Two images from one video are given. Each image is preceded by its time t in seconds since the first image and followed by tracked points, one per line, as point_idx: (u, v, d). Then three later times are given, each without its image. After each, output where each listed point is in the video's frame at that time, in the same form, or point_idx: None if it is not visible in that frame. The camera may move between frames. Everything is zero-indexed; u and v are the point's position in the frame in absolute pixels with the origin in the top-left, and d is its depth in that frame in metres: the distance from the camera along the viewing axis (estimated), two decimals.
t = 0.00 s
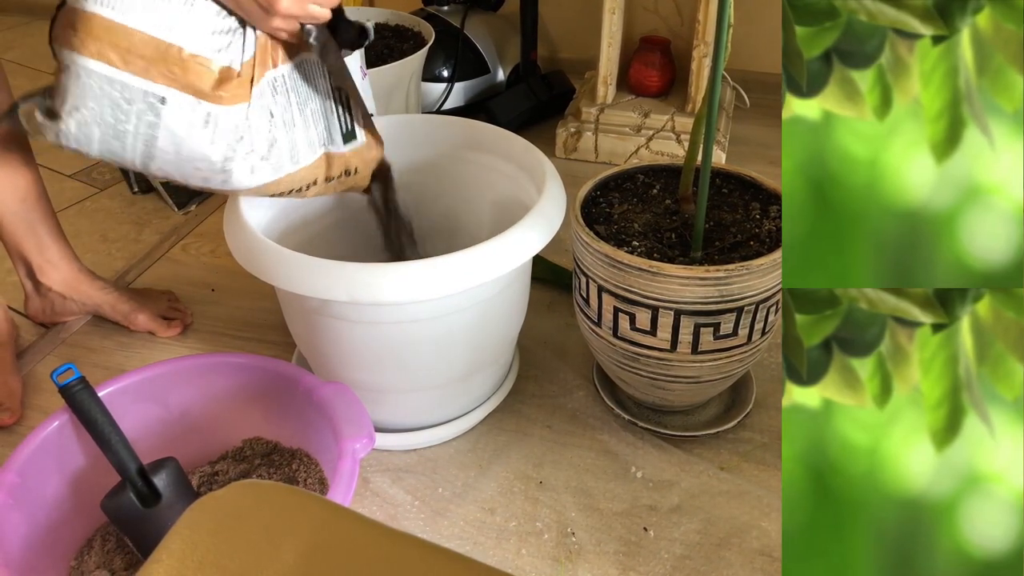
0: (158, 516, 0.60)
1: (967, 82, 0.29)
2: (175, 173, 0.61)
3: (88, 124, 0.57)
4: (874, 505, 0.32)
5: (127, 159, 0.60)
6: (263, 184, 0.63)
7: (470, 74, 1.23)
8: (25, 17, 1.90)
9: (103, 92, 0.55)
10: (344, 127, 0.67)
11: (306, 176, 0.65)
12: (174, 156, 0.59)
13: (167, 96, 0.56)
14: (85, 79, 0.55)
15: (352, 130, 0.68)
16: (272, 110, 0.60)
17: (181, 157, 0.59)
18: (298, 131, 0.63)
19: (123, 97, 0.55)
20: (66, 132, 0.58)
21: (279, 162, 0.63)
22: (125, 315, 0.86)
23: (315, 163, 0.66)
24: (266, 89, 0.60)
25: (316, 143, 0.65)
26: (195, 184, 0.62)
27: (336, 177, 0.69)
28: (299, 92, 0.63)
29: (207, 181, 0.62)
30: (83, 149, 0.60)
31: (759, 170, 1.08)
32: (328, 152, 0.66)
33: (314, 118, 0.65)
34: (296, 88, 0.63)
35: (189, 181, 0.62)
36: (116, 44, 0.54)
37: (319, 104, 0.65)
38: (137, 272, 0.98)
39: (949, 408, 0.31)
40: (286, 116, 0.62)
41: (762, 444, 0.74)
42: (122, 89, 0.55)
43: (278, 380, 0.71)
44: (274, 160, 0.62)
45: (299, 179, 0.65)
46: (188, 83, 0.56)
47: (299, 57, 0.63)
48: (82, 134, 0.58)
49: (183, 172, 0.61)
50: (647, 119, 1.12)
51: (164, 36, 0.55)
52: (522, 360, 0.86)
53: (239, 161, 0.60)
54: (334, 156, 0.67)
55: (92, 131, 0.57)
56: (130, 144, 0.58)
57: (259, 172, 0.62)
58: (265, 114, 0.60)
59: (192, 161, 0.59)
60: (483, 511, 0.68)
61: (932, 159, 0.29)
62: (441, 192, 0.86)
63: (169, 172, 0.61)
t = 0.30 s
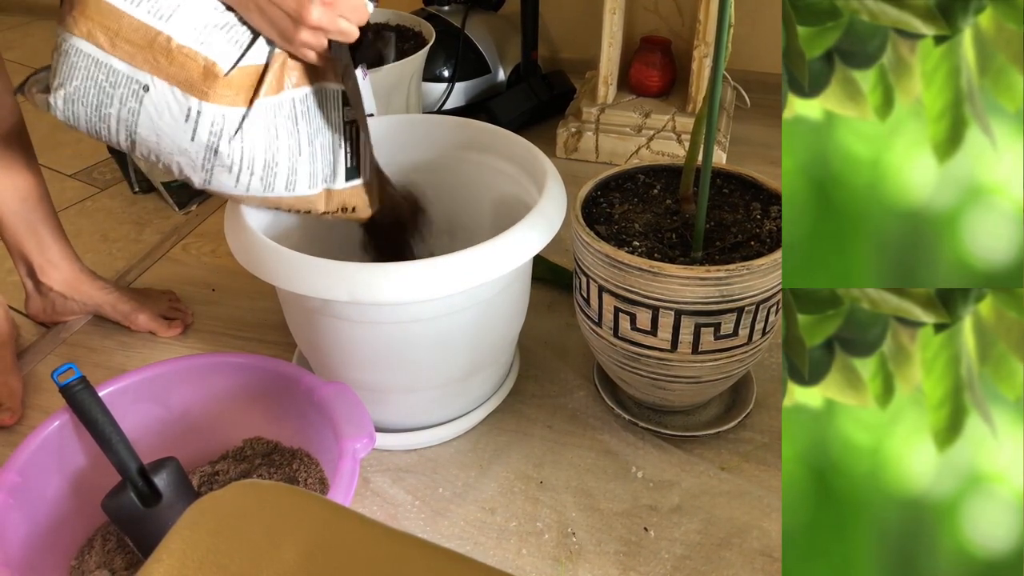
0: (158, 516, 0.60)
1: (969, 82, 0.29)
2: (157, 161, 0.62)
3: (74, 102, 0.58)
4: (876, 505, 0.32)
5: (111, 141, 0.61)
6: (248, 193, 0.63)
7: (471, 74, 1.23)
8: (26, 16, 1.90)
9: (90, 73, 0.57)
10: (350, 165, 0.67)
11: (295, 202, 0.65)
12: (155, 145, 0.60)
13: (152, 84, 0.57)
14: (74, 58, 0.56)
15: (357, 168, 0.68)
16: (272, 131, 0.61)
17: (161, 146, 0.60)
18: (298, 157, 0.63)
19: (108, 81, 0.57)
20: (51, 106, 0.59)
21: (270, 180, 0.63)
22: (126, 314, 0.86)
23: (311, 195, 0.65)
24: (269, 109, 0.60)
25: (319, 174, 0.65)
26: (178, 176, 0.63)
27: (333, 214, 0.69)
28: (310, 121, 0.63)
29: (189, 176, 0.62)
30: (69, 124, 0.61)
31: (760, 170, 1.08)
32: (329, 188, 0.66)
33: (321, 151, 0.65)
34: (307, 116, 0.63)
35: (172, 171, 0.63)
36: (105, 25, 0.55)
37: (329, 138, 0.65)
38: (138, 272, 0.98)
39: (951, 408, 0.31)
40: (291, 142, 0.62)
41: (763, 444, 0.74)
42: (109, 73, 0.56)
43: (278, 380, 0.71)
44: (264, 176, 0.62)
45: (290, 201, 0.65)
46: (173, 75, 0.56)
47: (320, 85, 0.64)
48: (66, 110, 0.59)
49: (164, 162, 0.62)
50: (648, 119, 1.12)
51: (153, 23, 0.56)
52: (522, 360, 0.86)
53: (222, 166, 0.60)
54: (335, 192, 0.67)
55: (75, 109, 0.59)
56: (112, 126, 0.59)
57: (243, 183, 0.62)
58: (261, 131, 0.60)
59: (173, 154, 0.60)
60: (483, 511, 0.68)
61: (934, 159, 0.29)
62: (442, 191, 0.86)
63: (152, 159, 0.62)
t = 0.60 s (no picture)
0: (159, 516, 0.60)
1: (971, 82, 0.29)
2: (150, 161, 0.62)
3: (65, 100, 0.61)
4: (878, 504, 0.32)
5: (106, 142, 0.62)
6: (240, 186, 0.62)
7: (472, 74, 1.23)
8: (26, 16, 1.89)
9: (71, 67, 0.59)
10: (340, 147, 0.66)
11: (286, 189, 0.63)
12: (141, 138, 0.60)
13: (128, 75, 0.58)
14: (56, 54, 0.59)
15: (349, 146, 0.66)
16: (251, 113, 0.60)
17: (145, 140, 0.60)
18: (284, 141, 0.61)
19: (88, 73, 0.59)
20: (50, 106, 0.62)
21: (259, 167, 0.61)
22: (126, 314, 0.86)
23: (304, 179, 0.64)
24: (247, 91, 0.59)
25: (309, 158, 0.63)
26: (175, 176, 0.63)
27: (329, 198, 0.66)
28: (296, 102, 0.62)
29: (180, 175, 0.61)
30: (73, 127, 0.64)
31: (761, 170, 1.08)
32: (322, 171, 0.65)
33: (308, 132, 0.63)
34: (291, 97, 0.62)
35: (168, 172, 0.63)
36: (83, 19, 0.58)
37: (316, 120, 0.64)
38: (138, 272, 0.98)
39: (953, 408, 0.31)
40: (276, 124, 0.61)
41: (763, 444, 0.74)
42: (89, 66, 0.58)
43: (279, 380, 0.71)
44: (253, 164, 0.61)
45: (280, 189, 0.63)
46: (149, 64, 0.57)
47: (305, 62, 0.62)
48: (61, 109, 0.62)
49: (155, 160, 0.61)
50: (648, 119, 1.12)
51: (129, 14, 0.57)
52: (522, 360, 0.86)
53: (206, 156, 0.59)
54: (327, 174, 0.65)
55: (66, 106, 0.61)
56: (100, 122, 0.60)
57: (233, 175, 0.61)
58: (241, 114, 0.59)
59: (159, 148, 0.60)
60: (484, 511, 0.68)
61: (937, 158, 0.29)
62: (442, 191, 0.86)
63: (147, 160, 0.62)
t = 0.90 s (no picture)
0: (159, 516, 0.60)
1: (974, 82, 0.29)
2: (137, 166, 0.60)
3: (43, 119, 0.60)
4: (881, 504, 0.32)
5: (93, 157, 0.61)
6: (229, 171, 0.59)
7: (472, 74, 1.23)
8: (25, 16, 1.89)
9: (41, 79, 0.58)
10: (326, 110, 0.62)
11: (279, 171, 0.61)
12: (117, 141, 0.57)
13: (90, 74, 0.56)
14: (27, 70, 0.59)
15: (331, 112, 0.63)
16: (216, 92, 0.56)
17: (121, 141, 0.57)
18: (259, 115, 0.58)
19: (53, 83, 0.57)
20: (36, 130, 0.62)
21: (241, 146, 0.58)
22: (126, 314, 0.86)
23: (295, 154, 0.60)
24: (206, 70, 0.56)
25: (292, 129, 0.60)
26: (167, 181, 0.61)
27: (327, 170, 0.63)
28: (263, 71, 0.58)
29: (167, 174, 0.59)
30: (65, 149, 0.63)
31: (761, 170, 1.08)
32: (311, 141, 0.61)
33: (284, 101, 0.59)
34: (259, 67, 0.58)
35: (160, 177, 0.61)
36: (47, 30, 0.57)
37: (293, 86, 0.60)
38: (139, 272, 0.98)
39: (956, 408, 0.31)
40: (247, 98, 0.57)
41: (764, 444, 0.74)
42: (55, 75, 0.57)
43: (279, 380, 0.71)
44: (233, 146, 0.58)
45: (271, 172, 0.60)
46: (106, 59, 0.55)
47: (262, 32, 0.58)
48: (45, 130, 0.61)
49: (140, 163, 0.59)
50: (649, 119, 1.12)
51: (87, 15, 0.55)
52: (523, 360, 0.86)
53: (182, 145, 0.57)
54: (318, 145, 0.61)
55: (47, 126, 0.60)
56: (77, 135, 0.59)
57: (217, 160, 0.58)
58: (207, 94, 0.56)
59: (136, 147, 0.57)
60: (484, 511, 0.68)
61: (939, 158, 0.29)
62: (443, 190, 0.86)
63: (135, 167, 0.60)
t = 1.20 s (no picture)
0: (160, 515, 0.60)
1: (977, 82, 0.29)
2: (122, 190, 0.58)
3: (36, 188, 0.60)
4: (885, 505, 0.32)
5: (91, 204, 0.60)
6: (197, 158, 0.56)
7: (472, 74, 1.23)
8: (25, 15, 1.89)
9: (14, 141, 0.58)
10: (285, 77, 0.56)
11: (248, 152, 0.57)
12: (86, 163, 0.56)
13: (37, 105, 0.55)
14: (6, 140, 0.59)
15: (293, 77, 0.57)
16: (150, 73, 0.54)
17: (88, 160, 0.56)
18: (209, 93, 0.55)
19: (21, 141, 0.57)
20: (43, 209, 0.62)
21: (200, 128, 0.55)
22: (127, 314, 0.86)
23: (262, 129, 0.57)
24: (133, 55, 0.53)
25: (251, 104, 0.56)
26: (154, 197, 0.59)
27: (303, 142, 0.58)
28: (203, 47, 0.54)
29: (144, 181, 0.57)
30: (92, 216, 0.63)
31: (762, 170, 1.08)
32: (274, 114, 0.57)
33: (236, 74, 0.55)
34: (198, 44, 0.54)
35: (148, 197, 0.59)
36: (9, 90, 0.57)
37: (245, 56, 0.55)
38: (139, 271, 0.98)
39: (959, 407, 0.31)
40: (191, 76, 0.54)
41: (764, 445, 0.74)
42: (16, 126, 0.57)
43: (279, 380, 0.71)
44: (190, 127, 0.55)
45: (239, 152, 0.57)
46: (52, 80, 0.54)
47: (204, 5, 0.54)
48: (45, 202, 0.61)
49: (120, 182, 0.57)
50: (649, 120, 1.12)
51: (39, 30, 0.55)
52: (523, 360, 0.86)
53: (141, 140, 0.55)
54: (283, 118, 0.57)
55: (42, 193, 0.60)
56: (61, 181, 0.58)
57: (181, 145, 0.55)
58: (142, 78, 0.54)
59: (106, 162, 0.56)
60: (485, 511, 0.68)
61: (943, 158, 0.29)
62: (444, 191, 0.86)
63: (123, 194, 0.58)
